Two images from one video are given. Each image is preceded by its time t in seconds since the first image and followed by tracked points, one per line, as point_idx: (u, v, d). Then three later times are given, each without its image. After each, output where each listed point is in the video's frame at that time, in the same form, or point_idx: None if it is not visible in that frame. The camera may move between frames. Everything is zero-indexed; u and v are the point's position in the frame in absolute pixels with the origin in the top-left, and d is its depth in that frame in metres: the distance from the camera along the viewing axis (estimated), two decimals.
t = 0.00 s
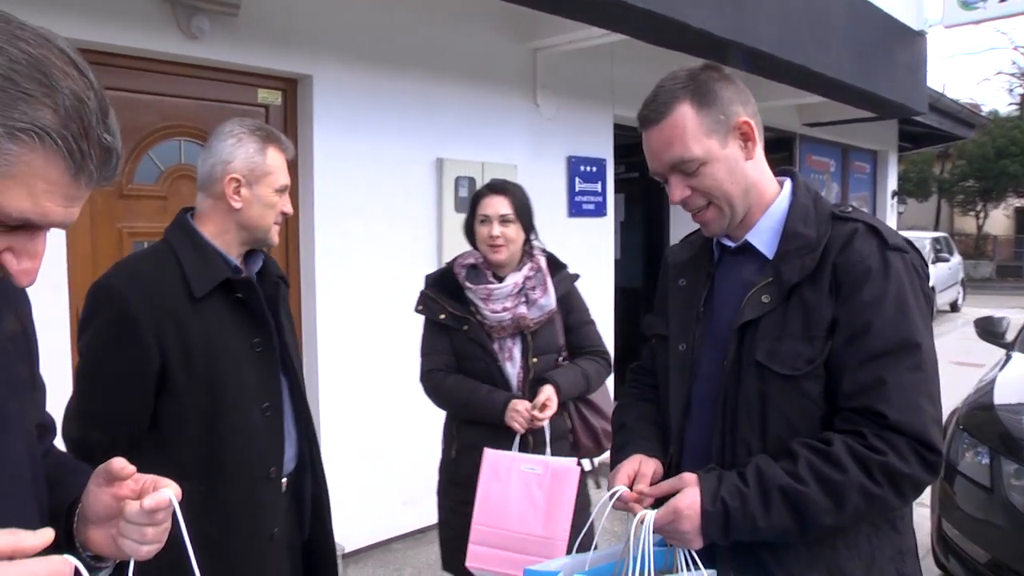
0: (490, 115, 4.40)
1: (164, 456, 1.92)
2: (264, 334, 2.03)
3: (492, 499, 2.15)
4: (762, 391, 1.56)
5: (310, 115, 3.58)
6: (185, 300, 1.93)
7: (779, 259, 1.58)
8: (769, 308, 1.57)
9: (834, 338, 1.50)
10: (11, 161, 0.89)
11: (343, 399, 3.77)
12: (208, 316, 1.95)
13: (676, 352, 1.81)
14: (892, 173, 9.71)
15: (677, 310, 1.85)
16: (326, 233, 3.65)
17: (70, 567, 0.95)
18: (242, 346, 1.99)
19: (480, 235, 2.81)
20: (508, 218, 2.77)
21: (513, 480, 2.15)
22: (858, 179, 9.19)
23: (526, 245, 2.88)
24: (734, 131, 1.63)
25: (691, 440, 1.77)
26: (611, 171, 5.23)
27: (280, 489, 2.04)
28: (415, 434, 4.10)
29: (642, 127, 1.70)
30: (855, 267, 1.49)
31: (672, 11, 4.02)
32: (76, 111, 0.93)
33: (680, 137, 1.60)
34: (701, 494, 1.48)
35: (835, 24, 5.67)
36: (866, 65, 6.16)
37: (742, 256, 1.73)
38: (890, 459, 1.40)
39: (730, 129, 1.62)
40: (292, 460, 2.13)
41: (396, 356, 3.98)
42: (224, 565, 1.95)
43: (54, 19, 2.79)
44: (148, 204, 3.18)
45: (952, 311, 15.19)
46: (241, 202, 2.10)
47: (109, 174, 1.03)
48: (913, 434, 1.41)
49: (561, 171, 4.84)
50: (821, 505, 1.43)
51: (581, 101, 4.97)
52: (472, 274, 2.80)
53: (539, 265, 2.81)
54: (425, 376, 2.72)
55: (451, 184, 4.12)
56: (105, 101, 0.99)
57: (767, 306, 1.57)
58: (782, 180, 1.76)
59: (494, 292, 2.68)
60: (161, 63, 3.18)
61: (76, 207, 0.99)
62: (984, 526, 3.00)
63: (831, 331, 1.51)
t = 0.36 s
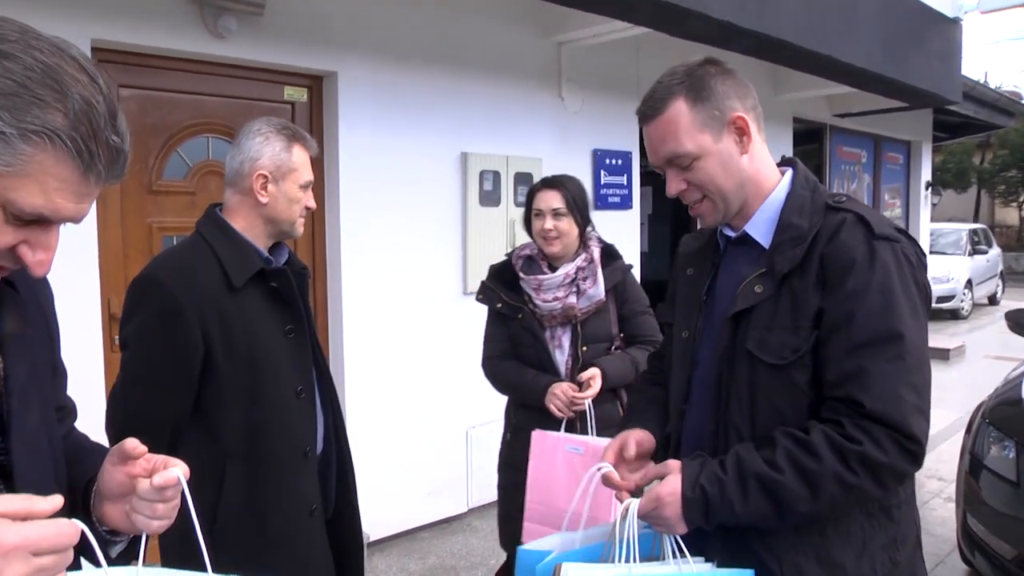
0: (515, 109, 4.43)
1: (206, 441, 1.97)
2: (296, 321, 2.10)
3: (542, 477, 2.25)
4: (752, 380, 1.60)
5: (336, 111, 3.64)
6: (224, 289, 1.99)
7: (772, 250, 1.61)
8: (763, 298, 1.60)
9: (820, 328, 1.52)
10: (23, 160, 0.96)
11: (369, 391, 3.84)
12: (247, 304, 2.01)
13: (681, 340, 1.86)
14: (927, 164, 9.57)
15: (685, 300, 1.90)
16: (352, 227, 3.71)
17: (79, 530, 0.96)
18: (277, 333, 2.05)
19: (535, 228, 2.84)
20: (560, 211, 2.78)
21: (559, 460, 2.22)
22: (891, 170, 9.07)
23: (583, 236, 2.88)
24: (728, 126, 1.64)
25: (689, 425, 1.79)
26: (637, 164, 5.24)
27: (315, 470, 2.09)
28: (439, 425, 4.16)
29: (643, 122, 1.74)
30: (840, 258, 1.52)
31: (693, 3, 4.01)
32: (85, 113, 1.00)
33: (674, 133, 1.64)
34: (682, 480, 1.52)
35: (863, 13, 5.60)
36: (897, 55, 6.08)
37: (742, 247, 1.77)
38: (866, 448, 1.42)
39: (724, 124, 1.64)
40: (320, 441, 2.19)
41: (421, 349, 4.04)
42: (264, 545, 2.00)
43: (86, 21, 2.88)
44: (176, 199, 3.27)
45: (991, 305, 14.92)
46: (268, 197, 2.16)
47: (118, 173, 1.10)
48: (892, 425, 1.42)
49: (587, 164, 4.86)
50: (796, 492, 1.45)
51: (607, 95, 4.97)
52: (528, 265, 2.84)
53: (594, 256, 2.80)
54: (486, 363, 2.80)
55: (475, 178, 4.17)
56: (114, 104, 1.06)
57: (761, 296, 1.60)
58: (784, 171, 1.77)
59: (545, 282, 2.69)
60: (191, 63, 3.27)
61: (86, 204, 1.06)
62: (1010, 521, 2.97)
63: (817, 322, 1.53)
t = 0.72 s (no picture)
0: (528, 104, 4.45)
1: (212, 426, 2.01)
2: (307, 312, 2.12)
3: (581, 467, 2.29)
4: (745, 369, 1.63)
5: (349, 107, 3.68)
6: (234, 280, 2.03)
7: (763, 244, 1.63)
8: (754, 291, 1.62)
9: (808, 319, 1.54)
10: (28, 152, 0.99)
11: (382, 384, 3.87)
12: (257, 295, 2.04)
13: (680, 328, 1.88)
14: (946, 158, 9.48)
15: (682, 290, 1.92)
16: (365, 221, 3.74)
17: (84, 502, 1.00)
18: (288, 323, 2.08)
19: (568, 221, 2.85)
20: (589, 205, 2.77)
21: (597, 448, 2.25)
22: (909, 164, 8.99)
23: (617, 228, 2.86)
24: (717, 123, 1.67)
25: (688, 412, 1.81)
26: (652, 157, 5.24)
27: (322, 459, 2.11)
28: (453, 418, 4.19)
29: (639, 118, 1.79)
30: (827, 251, 1.54)
31: None
32: (87, 107, 1.04)
33: (662, 127, 1.68)
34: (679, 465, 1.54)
35: (879, 6, 5.57)
36: (914, 48, 6.02)
37: (737, 240, 1.80)
38: (848, 434, 1.44)
39: (713, 121, 1.67)
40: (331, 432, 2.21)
41: (434, 342, 4.08)
42: (266, 530, 2.03)
43: (103, 19, 2.94)
44: (192, 193, 3.32)
45: (1014, 300, 14.76)
46: (277, 192, 2.18)
47: (121, 163, 1.13)
48: (875, 411, 1.44)
49: (600, 158, 4.87)
50: (783, 475, 1.47)
51: (621, 89, 4.98)
52: (561, 258, 2.86)
53: (623, 250, 2.77)
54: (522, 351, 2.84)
55: (488, 172, 4.19)
56: (116, 98, 1.10)
57: (752, 289, 1.62)
58: (777, 163, 1.78)
59: (574, 275, 2.71)
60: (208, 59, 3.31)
61: (90, 194, 1.09)
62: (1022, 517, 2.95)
63: (806, 312, 1.55)
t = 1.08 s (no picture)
0: (529, 104, 4.45)
1: (202, 423, 2.00)
2: (299, 310, 2.08)
3: (591, 459, 2.33)
4: (748, 365, 1.66)
5: (350, 107, 3.69)
6: (224, 277, 2.01)
7: (760, 244, 1.66)
8: (753, 288, 1.64)
9: (807, 314, 1.58)
10: (35, 153, 1.00)
11: (383, 383, 3.88)
12: (247, 292, 2.02)
13: (679, 329, 1.86)
14: (947, 158, 9.48)
15: (675, 289, 1.90)
16: (366, 221, 3.75)
17: (84, 498, 1.02)
18: (279, 321, 2.05)
19: (577, 221, 2.86)
20: (599, 204, 2.78)
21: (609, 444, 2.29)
22: (911, 165, 8.99)
23: (627, 228, 2.87)
24: (703, 132, 1.69)
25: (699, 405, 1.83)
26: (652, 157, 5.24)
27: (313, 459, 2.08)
28: (454, 417, 4.21)
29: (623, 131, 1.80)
30: (824, 248, 1.58)
31: None
32: (91, 108, 1.05)
33: (648, 140, 1.69)
34: (687, 457, 1.55)
35: (881, 6, 5.57)
36: (915, 49, 6.03)
37: (729, 239, 1.80)
38: (847, 419, 1.49)
39: (698, 130, 1.69)
40: (327, 431, 2.16)
41: (435, 341, 4.09)
42: (254, 528, 2.01)
43: (107, 19, 2.95)
44: (194, 193, 3.33)
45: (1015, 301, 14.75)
46: (259, 187, 2.18)
47: (124, 163, 1.15)
48: (870, 397, 1.50)
49: (601, 158, 4.88)
50: (786, 462, 1.51)
51: (622, 89, 4.99)
52: (573, 255, 2.87)
53: (635, 249, 2.78)
54: (532, 346, 2.82)
55: (489, 172, 4.20)
56: (120, 99, 1.11)
57: (751, 286, 1.64)
58: (763, 164, 1.81)
59: (587, 273, 2.71)
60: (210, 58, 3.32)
61: (94, 194, 1.11)
62: (1019, 516, 2.96)
63: (805, 306, 1.59)
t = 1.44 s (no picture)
0: (527, 107, 4.46)
1: (193, 427, 1.99)
2: (290, 315, 2.06)
3: (586, 462, 2.36)
4: (783, 355, 1.67)
5: (349, 110, 3.69)
6: (214, 281, 2.00)
7: (791, 238, 1.68)
8: (785, 282, 1.67)
9: (846, 302, 1.60)
10: (37, 157, 1.01)
11: (384, 385, 3.89)
12: (236, 296, 2.01)
13: (703, 327, 1.87)
14: (945, 159, 9.49)
15: (700, 286, 1.90)
16: (366, 223, 3.75)
17: (85, 496, 1.02)
18: (269, 326, 2.03)
19: (580, 223, 2.87)
20: (601, 206, 2.79)
21: (607, 445, 2.33)
22: (909, 166, 9.00)
23: (629, 230, 2.88)
24: (758, 125, 1.69)
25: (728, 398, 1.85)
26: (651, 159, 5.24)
27: (304, 465, 2.05)
28: (454, 419, 4.21)
29: (670, 117, 1.73)
30: (859, 241, 1.60)
31: None
32: (94, 110, 1.05)
33: (717, 126, 1.65)
34: (735, 432, 1.55)
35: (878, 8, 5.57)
36: (913, 50, 6.03)
37: (755, 238, 1.82)
38: (895, 397, 1.49)
39: (755, 122, 1.69)
40: (320, 437, 2.14)
41: (435, 343, 4.09)
42: (244, 534, 1.99)
43: (105, 23, 2.96)
44: (193, 196, 3.34)
45: (1014, 302, 14.76)
46: (238, 189, 2.15)
47: (125, 167, 1.15)
48: (916, 378, 1.51)
49: (600, 160, 4.88)
50: (836, 439, 1.51)
51: (620, 91, 4.99)
52: (574, 257, 2.87)
53: (636, 250, 2.78)
54: (532, 348, 2.81)
55: (488, 174, 4.20)
56: (121, 103, 1.11)
57: (783, 280, 1.68)
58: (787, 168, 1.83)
59: (588, 275, 2.72)
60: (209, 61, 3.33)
61: (95, 197, 1.11)
62: (1019, 516, 2.95)
63: (842, 298, 1.62)
